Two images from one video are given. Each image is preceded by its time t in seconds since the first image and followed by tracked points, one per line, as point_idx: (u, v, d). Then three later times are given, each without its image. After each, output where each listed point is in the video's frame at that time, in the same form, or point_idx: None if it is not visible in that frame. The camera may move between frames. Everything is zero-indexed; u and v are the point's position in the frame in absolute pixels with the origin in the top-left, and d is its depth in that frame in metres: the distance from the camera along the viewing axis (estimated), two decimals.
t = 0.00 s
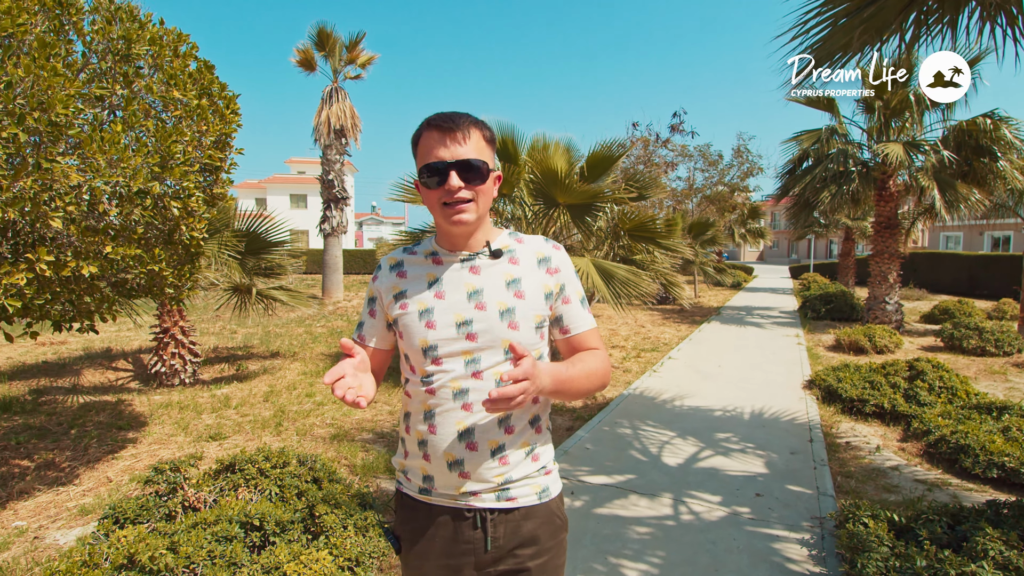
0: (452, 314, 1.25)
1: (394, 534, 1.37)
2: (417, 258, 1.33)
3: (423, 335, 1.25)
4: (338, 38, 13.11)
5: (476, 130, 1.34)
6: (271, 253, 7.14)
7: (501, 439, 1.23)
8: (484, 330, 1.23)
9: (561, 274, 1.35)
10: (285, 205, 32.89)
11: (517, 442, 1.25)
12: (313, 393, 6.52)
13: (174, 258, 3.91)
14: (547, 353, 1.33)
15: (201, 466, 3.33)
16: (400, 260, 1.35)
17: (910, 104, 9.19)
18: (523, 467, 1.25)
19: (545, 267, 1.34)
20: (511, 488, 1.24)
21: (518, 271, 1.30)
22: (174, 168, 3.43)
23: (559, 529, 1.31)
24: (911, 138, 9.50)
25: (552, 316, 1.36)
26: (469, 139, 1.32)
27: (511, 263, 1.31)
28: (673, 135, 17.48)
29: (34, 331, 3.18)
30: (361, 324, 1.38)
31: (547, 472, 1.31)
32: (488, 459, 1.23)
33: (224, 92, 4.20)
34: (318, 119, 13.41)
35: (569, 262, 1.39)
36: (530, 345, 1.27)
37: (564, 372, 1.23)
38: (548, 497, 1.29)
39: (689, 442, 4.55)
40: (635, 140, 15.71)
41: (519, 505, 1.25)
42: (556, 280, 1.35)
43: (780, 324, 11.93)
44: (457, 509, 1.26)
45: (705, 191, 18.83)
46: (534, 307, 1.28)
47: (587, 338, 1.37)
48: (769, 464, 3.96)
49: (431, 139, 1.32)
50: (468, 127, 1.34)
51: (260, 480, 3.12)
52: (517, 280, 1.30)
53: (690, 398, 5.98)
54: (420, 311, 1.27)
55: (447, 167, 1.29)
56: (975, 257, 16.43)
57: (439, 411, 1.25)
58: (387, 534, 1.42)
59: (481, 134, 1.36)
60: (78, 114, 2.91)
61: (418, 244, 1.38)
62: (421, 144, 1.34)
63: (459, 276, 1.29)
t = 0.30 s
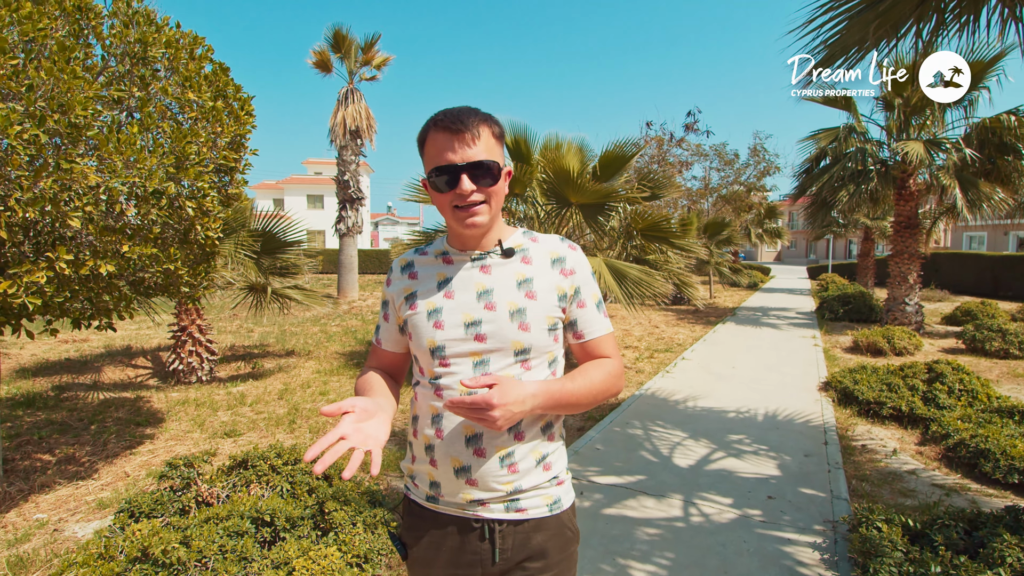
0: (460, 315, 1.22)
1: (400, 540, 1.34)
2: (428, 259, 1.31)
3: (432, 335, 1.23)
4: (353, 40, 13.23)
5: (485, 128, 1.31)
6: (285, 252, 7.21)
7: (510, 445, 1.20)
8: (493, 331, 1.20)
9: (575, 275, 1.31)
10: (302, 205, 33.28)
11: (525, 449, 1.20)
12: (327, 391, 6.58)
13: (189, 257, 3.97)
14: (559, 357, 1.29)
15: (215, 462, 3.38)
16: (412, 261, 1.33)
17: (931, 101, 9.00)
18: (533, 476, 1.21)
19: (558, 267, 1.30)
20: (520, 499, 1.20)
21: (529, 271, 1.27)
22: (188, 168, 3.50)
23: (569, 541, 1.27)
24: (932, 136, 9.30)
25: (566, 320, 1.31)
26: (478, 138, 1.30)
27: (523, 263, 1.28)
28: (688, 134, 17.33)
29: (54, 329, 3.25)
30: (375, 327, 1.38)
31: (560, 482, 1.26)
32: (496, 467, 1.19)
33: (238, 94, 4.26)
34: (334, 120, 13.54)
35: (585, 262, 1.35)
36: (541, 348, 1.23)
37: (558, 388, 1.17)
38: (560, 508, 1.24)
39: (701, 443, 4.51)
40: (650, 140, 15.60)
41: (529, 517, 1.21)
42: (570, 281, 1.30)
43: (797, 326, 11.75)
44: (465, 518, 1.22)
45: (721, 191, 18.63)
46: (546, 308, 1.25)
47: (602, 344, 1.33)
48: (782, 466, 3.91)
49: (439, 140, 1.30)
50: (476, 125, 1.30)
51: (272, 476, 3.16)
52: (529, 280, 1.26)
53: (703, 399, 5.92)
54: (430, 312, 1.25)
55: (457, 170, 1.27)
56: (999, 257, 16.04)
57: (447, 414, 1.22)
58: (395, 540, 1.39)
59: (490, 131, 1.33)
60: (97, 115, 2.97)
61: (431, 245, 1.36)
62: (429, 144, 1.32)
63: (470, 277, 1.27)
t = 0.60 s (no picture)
0: (466, 319, 1.15)
1: (401, 542, 1.30)
2: (434, 259, 1.24)
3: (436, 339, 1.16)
4: (368, 42, 13.33)
5: (499, 122, 1.24)
6: (300, 253, 7.27)
7: (514, 454, 1.14)
8: (500, 337, 1.13)
9: (588, 280, 1.24)
10: (318, 206, 33.64)
11: (531, 457, 1.15)
12: (340, 390, 6.64)
13: (204, 257, 4.05)
14: (568, 365, 1.22)
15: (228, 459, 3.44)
16: (417, 260, 1.26)
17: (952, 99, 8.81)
18: (537, 483, 1.16)
19: (570, 272, 1.22)
20: (524, 506, 1.15)
21: (539, 275, 1.19)
22: (203, 170, 3.57)
23: (573, 548, 1.21)
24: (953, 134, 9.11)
25: (577, 325, 1.25)
26: (491, 132, 1.22)
27: (532, 266, 1.21)
28: (703, 133, 17.17)
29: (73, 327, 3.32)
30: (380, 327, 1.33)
31: (565, 488, 1.21)
32: (500, 474, 1.14)
33: (253, 96, 4.33)
34: (349, 122, 13.66)
35: (598, 265, 1.27)
36: (550, 355, 1.16)
37: (576, 402, 1.13)
38: (564, 515, 1.19)
39: (713, 445, 4.46)
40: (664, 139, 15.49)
41: (532, 524, 1.16)
42: (581, 286, 1.23)
43: (813, 327, 11.57)
44: (467, 524, 1.17)
45: (736, 191, 18.43)
46: (556, 314, 1.17)
47: (614, 350, 1.27)
48: (794, 469, 3.86)
49: (450, 134, 1.23)
50: (490, 119, 1.23)
51: (283, 473, 3.19)
52: (539, 284, 1.19)
53: (716, 401, 5.86)
54: (434, 314, 1.18)
55: (468, 165, 1.20)
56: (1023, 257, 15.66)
57: (450, 421, 1.17)
58: (396, 541, 1.35)
59: (505, 125, 1.26)
60: (114, 119, 3.04)
61: (438, 243, 1.29)
62: (440, 139, 1.25)
63: (477, 279, 1.20)
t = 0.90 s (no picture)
0: (468, 321, 1.15)
1: (400, 544, 1.30)
2: (436, 259, 1.23)
3: (437, 341, 1.15)
4: (382, 43, 13.41)
5: (508, 121, 1.24)
6: (314, 253, 7.33)
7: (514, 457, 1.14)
8: (503, 341, 1.13)
9: (592, 284, 1.23)
10: (333, 206, 33.97)
11: (532, 461, 1.16)
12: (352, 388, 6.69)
13: (218, 256, 4.11)
14: (569, 368, 1.22)
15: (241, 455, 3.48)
16: (418, 259, 1.26)
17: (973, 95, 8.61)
18: (537, 487, 1.16)
19: (574, 275, 1.22)
20: (524, 509, 1.15)
21: (543, 277, 1.19)
22: (217, 171, 3.63)
23: (572, 549, 1.21)
24: (974, 132, 8.92)
25: (579, 329, 1.25)
26: (500, 131, 1.22)
27: (536, 268, 1.20)
28: (717, 132, 17.01)
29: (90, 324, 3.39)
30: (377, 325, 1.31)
31: (564, 489, 1.21)
32: (500, 478, 1.14)
33: (265, 97, 4.38)
34: (363, 123, 13.78)
35: (601, 268, 1.27)
36: (552, 359, 1.16)
37: (583, 409, 1.14)
38: (564, 516, 1.19)
39: (724, 447, 4.42)
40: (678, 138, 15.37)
41: (532, 525, 1.16)
42: (585, 288, 1.23)
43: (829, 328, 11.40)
44: (467, 526, 1.17)
45: (751, 190, 18.23)
46: (559, 318, 1.17)
47: (615, 355, 1.27)
48: (806, 472, 3.81)
49: (458, 130, 1.23)
50: (499, 118, 1.23)
51: (293, 470, 3.23)
52: (542, 287, 1.18)
53: (728, 402, 5.80)
54: (435, 316, 1.17)
55: (474, 163, 1.20)
56: None
57: (450, 424, 1.16)
58: (395, 542, 1.35)
59: (514, 125, 1.26)
60: (130, 121, 3.10)
61: (439, 243, 1.28)
62: (448, 133, 1.25)
63: (479, 281, 1.19)
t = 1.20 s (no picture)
0: (460, 317, 1.16)
1: (394, 542, 1.31)
2: (431, 254, 1.24)
3: (429, 336, 1.16)
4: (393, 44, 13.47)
5: (510, 125, 1.25)
6: (324, 253, 7.38)
7: (504, 454, 1.15)
8: (493, 336, 1.14)
9: (585, 279, 1.24)
10: (345, 207, 34.20)
11: (524, 458, 1.16)
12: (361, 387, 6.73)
13: (228, 255, 4.16)
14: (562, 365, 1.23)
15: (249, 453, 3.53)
16: (412, 255, 1.27)
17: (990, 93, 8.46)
18: (528, 484, 1.17)
19: (565, 271, 1.23)
20: (515, 507, 1.16)
21: (535, 274, 1.20)
22: (227, 171, 3.69)
23: (565, 549, 1.22)
24: (991, 130, 8.76)
25: (575, 324, 1.26)
26: (500, 133, 1.24)
27: (528, 265, 1.21)
28: (728, 132, 16.88)
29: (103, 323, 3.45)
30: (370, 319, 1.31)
31: (557, 488, 1.22)
32: (491, 475, 1.15)
33: (275, 99, 4.43)
34: (374, 124, 13.86)
35: (594, 265, 1.27)
36: (542, 355, 1.16)
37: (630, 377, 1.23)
38: (556, 516, 1.20)
39: (732, 448, 4.39)
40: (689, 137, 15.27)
41: (524, 524, 1.17)
42: (578, 285, 1.23)
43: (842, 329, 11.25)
44: (458, 524, 1.19)
45: (763, 190, 18.07)
46: (549, 314, 1.18)
47: (617, 344, 1.27)
48: (815, 473, 3.77)
49: (463, 127, 1.25)
50: (502, 120, 1.25)
51: (301, 467, 3.26)
52: (534, 283, 1.19)
53: (737, 403, 5.76)
54: (427, 311, 1.18)
55: (468, 160, 1.21)
56: None
57: (440, 420, 1.17)
58: (389, 540, 1.36)
59: (516, 130, 1.27)
60: (142, 122, 3.15)
61: (435, 238, 1.30)
62: (453, 128, 1.28)
63: (472, 276, 1.20)
